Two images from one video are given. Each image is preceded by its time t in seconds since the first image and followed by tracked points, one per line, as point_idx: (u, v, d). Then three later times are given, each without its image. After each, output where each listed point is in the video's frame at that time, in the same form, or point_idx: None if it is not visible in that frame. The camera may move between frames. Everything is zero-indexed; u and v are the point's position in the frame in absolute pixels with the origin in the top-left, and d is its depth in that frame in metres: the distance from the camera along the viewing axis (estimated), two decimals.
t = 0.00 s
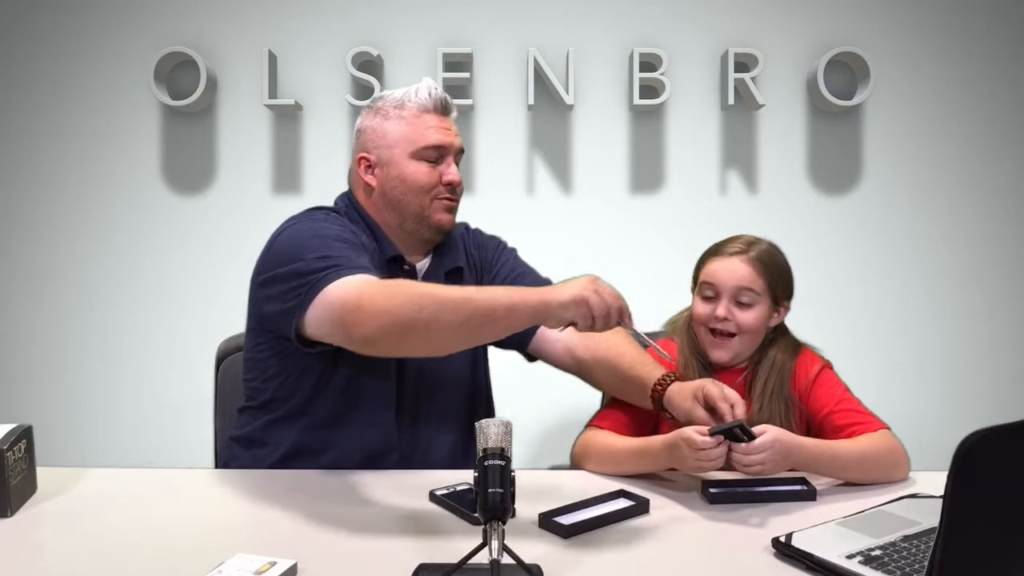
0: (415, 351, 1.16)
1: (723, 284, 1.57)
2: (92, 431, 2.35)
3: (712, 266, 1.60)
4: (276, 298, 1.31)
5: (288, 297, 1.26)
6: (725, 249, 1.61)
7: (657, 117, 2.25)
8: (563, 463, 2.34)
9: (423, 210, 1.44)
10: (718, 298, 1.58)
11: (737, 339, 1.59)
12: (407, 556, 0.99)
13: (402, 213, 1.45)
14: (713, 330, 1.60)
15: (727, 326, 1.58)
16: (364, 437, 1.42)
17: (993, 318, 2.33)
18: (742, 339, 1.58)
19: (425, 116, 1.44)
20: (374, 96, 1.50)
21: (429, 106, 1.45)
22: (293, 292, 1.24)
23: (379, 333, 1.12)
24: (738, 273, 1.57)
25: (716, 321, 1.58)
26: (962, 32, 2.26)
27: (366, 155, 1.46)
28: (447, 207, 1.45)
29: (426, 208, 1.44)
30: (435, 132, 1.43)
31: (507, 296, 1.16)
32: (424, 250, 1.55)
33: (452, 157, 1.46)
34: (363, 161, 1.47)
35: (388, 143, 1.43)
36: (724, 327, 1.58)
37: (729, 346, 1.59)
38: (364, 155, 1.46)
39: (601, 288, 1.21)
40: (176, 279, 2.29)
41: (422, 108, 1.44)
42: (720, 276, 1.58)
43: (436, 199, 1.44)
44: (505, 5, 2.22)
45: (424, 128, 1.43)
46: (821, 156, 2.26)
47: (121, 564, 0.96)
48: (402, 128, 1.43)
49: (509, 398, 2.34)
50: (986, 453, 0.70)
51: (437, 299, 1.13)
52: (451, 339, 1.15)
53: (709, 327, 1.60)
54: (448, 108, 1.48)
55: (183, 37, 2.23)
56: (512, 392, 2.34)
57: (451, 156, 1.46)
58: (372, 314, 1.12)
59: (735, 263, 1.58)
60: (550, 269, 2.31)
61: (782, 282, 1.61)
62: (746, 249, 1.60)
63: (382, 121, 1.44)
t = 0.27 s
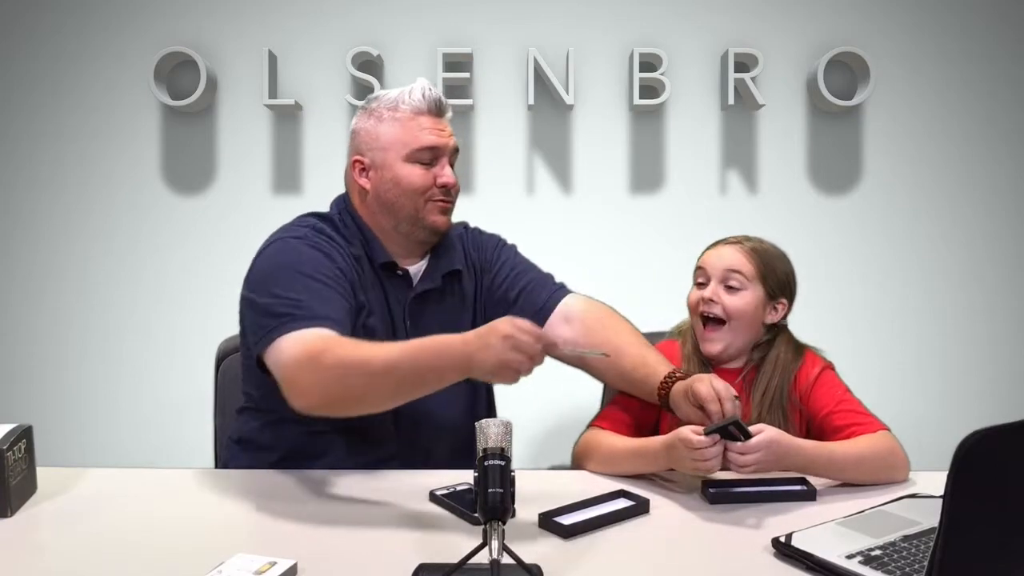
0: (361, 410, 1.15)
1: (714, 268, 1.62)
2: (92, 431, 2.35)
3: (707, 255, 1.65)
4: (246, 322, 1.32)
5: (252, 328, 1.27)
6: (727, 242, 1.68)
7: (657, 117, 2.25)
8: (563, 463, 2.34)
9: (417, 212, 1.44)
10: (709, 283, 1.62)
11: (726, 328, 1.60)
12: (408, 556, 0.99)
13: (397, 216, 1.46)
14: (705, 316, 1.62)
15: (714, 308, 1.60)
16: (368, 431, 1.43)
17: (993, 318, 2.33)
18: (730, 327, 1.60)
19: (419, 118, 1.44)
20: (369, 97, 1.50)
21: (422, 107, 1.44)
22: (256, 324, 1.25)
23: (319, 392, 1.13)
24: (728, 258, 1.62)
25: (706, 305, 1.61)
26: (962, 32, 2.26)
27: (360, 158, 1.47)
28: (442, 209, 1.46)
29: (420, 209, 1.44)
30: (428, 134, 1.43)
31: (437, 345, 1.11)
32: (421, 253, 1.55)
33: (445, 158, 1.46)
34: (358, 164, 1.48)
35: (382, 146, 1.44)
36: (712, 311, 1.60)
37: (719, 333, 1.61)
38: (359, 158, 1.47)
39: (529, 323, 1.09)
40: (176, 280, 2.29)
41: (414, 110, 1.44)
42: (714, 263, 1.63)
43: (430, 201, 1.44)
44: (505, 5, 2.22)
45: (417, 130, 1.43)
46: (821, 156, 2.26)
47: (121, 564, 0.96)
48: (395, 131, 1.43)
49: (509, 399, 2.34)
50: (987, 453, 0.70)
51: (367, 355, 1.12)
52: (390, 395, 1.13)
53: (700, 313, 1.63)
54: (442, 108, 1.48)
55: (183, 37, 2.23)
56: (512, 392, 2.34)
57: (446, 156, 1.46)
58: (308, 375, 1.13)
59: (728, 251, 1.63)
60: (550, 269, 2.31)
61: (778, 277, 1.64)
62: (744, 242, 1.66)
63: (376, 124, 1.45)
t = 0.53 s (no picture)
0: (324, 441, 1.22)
1: (700, 268, 1.65)
2: (92, 431, 2.35)
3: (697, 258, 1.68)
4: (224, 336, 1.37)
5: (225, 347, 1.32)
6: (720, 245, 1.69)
7: (657, 117, 2.25)
8: (563, 464, 2.34)
9: (401, 215, 1.44)
10: (692, 282, 1.64)
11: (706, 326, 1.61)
12: (408, 556, 0.99)
13: (381, 220, 1.46)
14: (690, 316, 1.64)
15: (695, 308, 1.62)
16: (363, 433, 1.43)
17: (993, 317, 2.33)
18: (710, 326, 1.60)
19: (397, 120, 1.43)
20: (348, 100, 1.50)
21: (400, 108, 1.43)
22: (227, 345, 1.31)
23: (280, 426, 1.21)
24: (712, 259, 1.64)
25: (689, 303, 1.63)
26: (962, 31, 2.26)
27: (342, 164, 1.48)
28: (426, 210, 1.46)
29: (404, 211, 1.44)
30: (407, 136, 1.43)
31: (381, 386, 1.13)
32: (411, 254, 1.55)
33: (426, 158, 1.45)
34: (340, 170, 1.48)
35: (362, 151, 1.44)
36: (693, 309, 1.62)
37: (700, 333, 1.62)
38: (341, 164, 1.48)
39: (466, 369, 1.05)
40: (175, 280, 2.29)
41: (392, 112, 1.43)
42: (700, 265, 1.65)
43: (413, 203, 1.45)
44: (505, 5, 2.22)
45: (395, 132, 1.42)
46: (821, 157, 2.26)
47: (120, 564, 0.96)
48: (373, 134, 1.43)
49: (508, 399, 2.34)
50: (987, 453, 0.70)
51: (321, 395, 1.17)
52: (345, 430, 1.18)
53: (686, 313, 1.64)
54: (422, 107, 1.47)
55: (183, 37, 2.23)
56: (512, 392, 2.34)
57: (427, 156, 1.46)
58: (269, 411, 1.21)
59: (715, 252, 1.65)
60: (550, 269, 2.31)
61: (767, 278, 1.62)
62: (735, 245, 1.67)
63: (354, 128, 1.45)
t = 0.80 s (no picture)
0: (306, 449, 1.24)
1: (691, 277, 1.65)
2: (92, 431, 2.35)
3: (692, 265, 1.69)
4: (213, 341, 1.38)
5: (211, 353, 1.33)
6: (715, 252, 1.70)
7: (657, 117, 2.25)
8: (563, 464, 2.34)
9: (384, 219, 1.41)
10: (686, 288, 1.65)
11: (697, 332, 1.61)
12: (407, 556, 0.99)
13: (365, 223, 1.43)
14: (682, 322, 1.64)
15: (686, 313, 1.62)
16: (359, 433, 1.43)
17: (993, 318, 2.33)
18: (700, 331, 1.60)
19: (376, 123, 1.38)
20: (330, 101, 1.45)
21: (379, 111, 1.38)
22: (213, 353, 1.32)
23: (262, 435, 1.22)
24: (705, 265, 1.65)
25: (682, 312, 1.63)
26: (962, 32, 2.26)
27: (325, 168, 1.44)
28: (409, 213, 1.42)
29: (387, 215, 1.41)
30: (387, 139, 1.38)
31: (361, 395, 1.15)
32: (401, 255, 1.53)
33: (409, 161, 1.41)
34: (323, 174, 1.45)
35: (343, 155, 1.40)
36: (684, 315, 1.63)
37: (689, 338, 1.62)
38: (324, 169, 1.45)
39: (444, 376, 1.09)
40: (175, 280, 2.29)
41: (371, 115, 1.38)
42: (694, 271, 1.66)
43: (396, 206, 1.41)
44: (506, 5, 2.22)
45: (374, 135, 1.38)
46: (821, 157, 2.26)
47: (121, 564, 0.96)
48: (353, 139, 1.39)
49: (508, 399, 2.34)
50: (987, 453, 0.70)
51: (301, 405, 1.19)
52: (327, 439, 1.21)
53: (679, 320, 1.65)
54: (403, 107, 1.41)
55: (183, 37, 2.23)
56: (512, 392, 2.34)
57: (409, 159, 1.41)
58: (251, 421, 1.22)
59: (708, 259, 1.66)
60: (549, 269, 2.31)
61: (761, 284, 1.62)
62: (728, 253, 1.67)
63: (335, 132, 1.41)
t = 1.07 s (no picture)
0: (289, 447, 1.26)
1: (690, 283, 1.67)
2: (92, 431, 2.35)
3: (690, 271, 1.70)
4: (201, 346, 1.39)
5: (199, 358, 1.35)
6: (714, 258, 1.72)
7: (657, 117, 2.25)
8: (563, 464, 2.34)
9: (372, 235, 1.38)
10: (684, 295, 1.67)
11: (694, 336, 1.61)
12: (408, 556, 0.99)
13: (353, 237, 1.40)
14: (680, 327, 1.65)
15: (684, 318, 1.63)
16: (357, 434, 1.43)
17: (993, 318, 2.33)
18: (697, 336, 1.60)
19: (365, 141, 1.32)
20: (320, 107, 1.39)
21: (367, 130, 1.32)
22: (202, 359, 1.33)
23: (244, 436, 1.24)
24: (703, 270, 1.66)
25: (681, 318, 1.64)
26: (962, 32, 2.26)
27: (314, 180, 1.40)
28: (397, 230, 1.39)
29: (374, 232, 1.38)
30: (374, 159, 1.33)
31: (336, 382, 1.18)
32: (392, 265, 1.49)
33: (397, 179, 1.36)
34: (312, 185, 1.41)
35: (330, 171, 1.36)
36: (682, 320, 1.64)
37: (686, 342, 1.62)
38: (312, 180, 1.40)
39: (420, 347, 1.13)
40: (175, 280, 2.29)
41: (359, 133, 1.32)
42: (693, 277, 1.68)
43: (384, 223, 1.38)
44: (506, 6, 2.22)
45: (362, 155, 1.32)
46: (821, 156, 2.26)
47: (122, 564, 0.96)
48: (340, 155, 1.34)
49: (508, 399, 2.34)
50: (987, 453, 0.70)
51: (280, 400, 1.21)
52: (306, 433, 1.22)
53: (678, 325, 1.66)
54: (392, 123, 1.35)
55: (183, 37, 2.23)
56: (512, 392, 2.34)
57: (399, 176, 1.36)
58: (233, 423, 1.24)
59: (707, 264, 1.68)
60: (549, 269, 2.31)
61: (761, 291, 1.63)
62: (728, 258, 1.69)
63: (322, 145, 1.36)
